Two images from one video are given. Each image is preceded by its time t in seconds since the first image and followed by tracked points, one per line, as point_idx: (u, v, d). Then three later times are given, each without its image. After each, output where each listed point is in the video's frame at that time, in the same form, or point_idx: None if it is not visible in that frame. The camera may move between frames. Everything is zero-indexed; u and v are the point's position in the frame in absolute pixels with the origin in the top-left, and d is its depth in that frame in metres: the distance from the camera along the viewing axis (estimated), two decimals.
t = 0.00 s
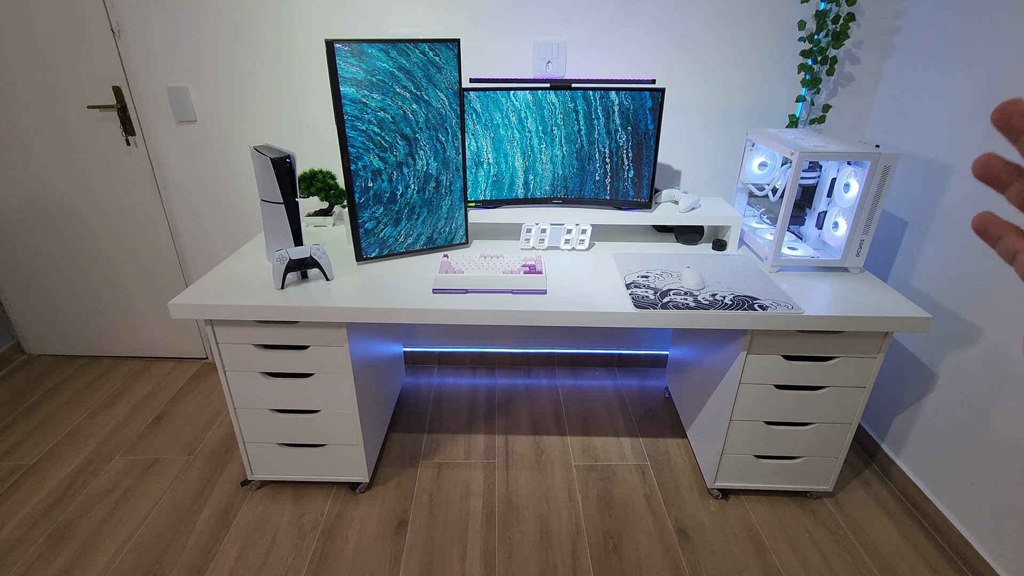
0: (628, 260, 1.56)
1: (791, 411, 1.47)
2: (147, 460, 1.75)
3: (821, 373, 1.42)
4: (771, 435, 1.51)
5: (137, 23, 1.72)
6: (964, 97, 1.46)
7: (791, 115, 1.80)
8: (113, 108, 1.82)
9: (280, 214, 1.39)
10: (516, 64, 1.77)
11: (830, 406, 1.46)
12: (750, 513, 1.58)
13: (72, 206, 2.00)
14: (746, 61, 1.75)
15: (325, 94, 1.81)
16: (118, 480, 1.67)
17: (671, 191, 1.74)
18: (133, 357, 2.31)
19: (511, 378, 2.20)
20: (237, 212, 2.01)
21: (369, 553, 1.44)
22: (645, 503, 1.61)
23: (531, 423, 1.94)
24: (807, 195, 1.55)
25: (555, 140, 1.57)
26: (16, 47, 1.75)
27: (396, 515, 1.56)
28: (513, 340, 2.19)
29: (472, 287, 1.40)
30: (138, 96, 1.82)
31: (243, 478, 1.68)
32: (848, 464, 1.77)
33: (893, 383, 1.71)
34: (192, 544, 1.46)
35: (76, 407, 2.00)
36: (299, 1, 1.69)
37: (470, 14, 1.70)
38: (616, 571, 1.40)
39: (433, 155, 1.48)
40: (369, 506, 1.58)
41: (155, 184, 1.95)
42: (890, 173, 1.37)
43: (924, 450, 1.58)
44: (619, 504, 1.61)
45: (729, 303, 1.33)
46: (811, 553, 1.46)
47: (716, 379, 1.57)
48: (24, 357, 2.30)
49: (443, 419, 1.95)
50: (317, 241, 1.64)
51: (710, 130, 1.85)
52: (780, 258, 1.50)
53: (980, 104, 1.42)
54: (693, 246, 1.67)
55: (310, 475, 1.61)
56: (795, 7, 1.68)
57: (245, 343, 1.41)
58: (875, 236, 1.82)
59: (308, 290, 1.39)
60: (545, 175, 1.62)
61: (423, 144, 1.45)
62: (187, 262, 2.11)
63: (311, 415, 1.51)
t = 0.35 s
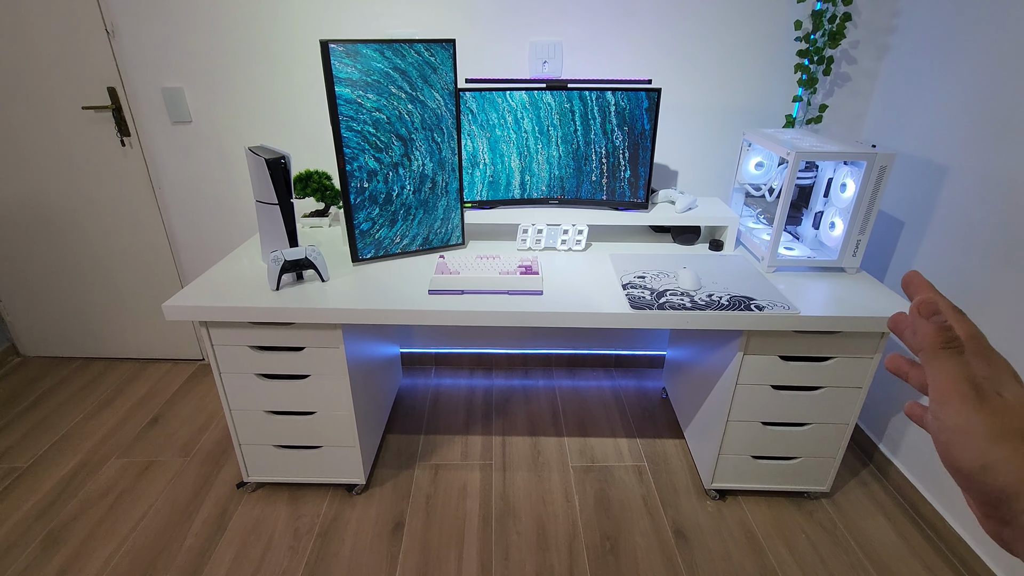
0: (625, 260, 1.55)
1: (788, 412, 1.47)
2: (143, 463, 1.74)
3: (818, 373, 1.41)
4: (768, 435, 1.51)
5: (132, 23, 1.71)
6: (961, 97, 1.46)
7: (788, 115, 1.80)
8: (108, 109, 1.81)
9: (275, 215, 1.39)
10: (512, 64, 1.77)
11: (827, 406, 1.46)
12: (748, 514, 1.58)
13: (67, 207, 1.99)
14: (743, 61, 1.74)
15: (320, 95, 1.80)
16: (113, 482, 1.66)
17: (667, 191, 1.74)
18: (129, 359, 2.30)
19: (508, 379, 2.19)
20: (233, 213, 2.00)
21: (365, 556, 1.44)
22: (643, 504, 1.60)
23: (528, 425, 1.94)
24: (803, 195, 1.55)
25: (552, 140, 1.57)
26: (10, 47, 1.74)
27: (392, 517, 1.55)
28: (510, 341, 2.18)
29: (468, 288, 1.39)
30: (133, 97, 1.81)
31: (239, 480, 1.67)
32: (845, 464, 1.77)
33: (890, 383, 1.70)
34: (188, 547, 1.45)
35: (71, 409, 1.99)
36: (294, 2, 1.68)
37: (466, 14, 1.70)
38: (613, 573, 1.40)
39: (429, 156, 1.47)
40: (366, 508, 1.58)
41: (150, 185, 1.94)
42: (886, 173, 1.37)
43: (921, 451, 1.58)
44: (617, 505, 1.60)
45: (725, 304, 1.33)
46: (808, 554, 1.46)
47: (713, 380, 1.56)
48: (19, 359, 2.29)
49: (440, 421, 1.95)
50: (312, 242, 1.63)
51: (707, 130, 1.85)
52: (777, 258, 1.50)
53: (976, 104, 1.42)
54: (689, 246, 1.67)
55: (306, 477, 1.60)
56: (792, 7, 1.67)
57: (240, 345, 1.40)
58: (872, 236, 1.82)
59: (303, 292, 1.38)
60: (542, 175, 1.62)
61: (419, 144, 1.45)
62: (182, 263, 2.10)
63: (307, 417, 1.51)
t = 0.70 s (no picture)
0: (618, 261, 1.56)
1: (780, 412, 1.47)
2: (138, 464, 1.74)
3: (810, 374, 1.42)
4: (761, 436, 1.51)
5: (125, 25, 1.71)
6: (952, 97, 1.46)
7: (781, 116, 1.80)
8: (102, 111, 1.81)
9: (267, 217, 1.39)
10: (506, 65, 1.77)
11: (819, 406, 1.46)
12: (741, 514, 1.58)
13: (62, 208, 1.99)
14: (736, 62, 1.75)
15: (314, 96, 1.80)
16: (108, 484, 1.66)
17: (661, 192, 1.74)
18: (125, 360, 2.30)
19: (504, 379, 2.20)
20: (227, 215, 2.00)
21: (359, 557, 1.44)
22: (636, 504, 1.61)
23: (523, 425, 1.94)
24: (796, 196, 1.56)
25: (544, 142, 1.57)
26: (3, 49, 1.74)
27: (386, 517, 1.56)
28: (505, 341, 2.18)
29: (460, 289, 1.39)
30: (127, 99, 1.81)
31: (234, 481, 1.67)
32: (838, 464, 1.77)
33: (884, 383, 1.71)
34: (182, 549, 1.46)
35: (67, 410, 1.99)
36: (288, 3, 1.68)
37: (459, 16, 1.70)
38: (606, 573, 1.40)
39: (422, 158, 1.48)
40: (360, 509, 1.58)
41: (145, 187, 1.94)
42: (877, 174, 1.38)
43: (914, 450, 1.59)
44: (611, 505, 1.61)
45: (717, 305, 1.33)
46: (801, 554, 1.46)
47: (706, 380, 1.57)
48: (15, 361, 2.29)
49: (435, 421, 1.95)
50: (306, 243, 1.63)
51: (700, 130, 1.85)
52: (769, 259, 1.50)
53: (968, 105, 1.42)
54: (683, 247, 1.67)
55: (301, 478, 1.61)
56: (785, 8, 1.68)
57: (233, 347, 1.40)
58: (865, 236, 1.82)
59: (296, 294, 1.38)
60: (535, 176, 1.62)
61: (411, 147, 1.45)
62: (178, 264, 2.10)
63: (301, 419, 1.51)
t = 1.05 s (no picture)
0: (613, 255, 1.57)
1: (774, 403, 1.49)
2: (140, 458, 1.76)
3: (803, 365, 1.43)
4: (755, 427, 1.53)
5: (125, 24, 1.73)
6: (945, 91, 1.48)
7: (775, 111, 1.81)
8: (102, 109, 1.83)
9: (266, 212, 1.40)
10: (502, 62, 1.78)
11: (813, 397, 1.48)
12: (736, 505, 1.60)
13: (64, 206, 2.01)
14: (731, 57, 1.76)
15: (312, 94, 1.82)
16: (111, 477, 1.69)
17: (656, 187, 1.75)
18: (127, 356, 2.32)
19: (502, 374, 2.22)
20: (227, 212, 2.02)
21: (358, 547, 1.46)
22: (632, 495, 1.63)
23: (521, 419, 1.96)
24: (789, 189, 1.57)
25: (540, 137, 1.59)
26: (4, 48, 1.76)
27: (385, 509, 1.58)
28: (503, 336, 2.20)
29: (457, 283, 1.41)
30: (127, 97, 1.83)
31: (235, 474, 1.69)
32: (833, 456, 1.79)
33: (877, 375, 1.72)
34: (183, 540, 1.48)
35: (70, 406, 2.02)
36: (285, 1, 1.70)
37: (456, 13, 1.71)
38: (602, 563, 1.42)
39: (418, 153, 1.49)
40: (360, 501, 1.60)
41: (145, 184, 1.96)
42: (869, 167, 1.39)
43: (907, 441, 1.60)
44: (607, 496, 1.63)
45: (711, 297, 1.34)
46: (795, 544, 1.48)
47: (701, 372, 1.58)
48: (18, 357, 2.32)
49: (433, 415, 1.97)
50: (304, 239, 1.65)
51: (696, 126, 1.87)
52: (763, 252, 1.52)
53: (959, 99, 1.43)
54: (678, 241, 1.69)
55: (301, 471, 1.63)
56: (779, 4, 1.69)
57: (233, 341, 1.42)
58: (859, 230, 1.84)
59: (295, 288, 1.40)
60: (531, 171, 1.63)
61: (408, 142, 1.47)
62: (178, 261, 2.12)
63: (301, 411, 1.53)
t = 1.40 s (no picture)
0: (619, 253, 1.59)
1: (779, 398, 1.51)
2: (151, 455, 1.78)
3: (807, 361, 1.45)
4: (760, 422, 1.54)
5: (135, 26, 1.75)
6: (946, 89, 1.49)
7: (778, 109, 1.83)
8: (112, 110, 1.85)
9: (277, 211, 1.42)
10: (507, 62, 1.80)
11: (817, 392, 1.49)
12: (741, 499, 1.62)
13: (74, 207, 2.04)
14: (734, 57, 1.78)
15: (319, 95, 1.84)
16: (123, 474, 1.71)
17: (661, 185, 1.77)
18: (135, 355, 2.34)
19: (508, 372, 2.23)
20: (235, 211, 2.04)
21: (368, 541, 1.48)
22: (638, 490, 1.65)
23: (527, 415, 1.98)
24: (793, 187, 1.59)
25: (546, 136, 1.60)
26: (15, 51, 1.78)
27: (394, 504, 1.59)
28: (508, 334, 2.22)
29: (465, 280, 1.43)
30: (136, 98, 1.85)
31: (245, 471, 1.71)
32: (837, 451, 1.81)
33: (880, 371, 1.74)
34: (196, 535, 1.50)
35: (80, 404, 2.04)
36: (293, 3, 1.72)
37: (461, 14, 1.73)
38: (609, 556, 1.44)
39: (426, 152, 1.51)
40: (369, 496, 1.62)
41: (154, 184, 1.98)
42: (872, 165, 1.41)
43: (910, 436, 1.62)
44: (613, 491, 1.65)
45: (716, 294, 1.36)
46: (799, 537, 1.50)
47: (706, 369, 1.60)
48: (28, 357, 2.34)
49: (440, 413, 1.99)
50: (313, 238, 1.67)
51: (699, 125, 1.88)
52: (767, 249, 1.54)
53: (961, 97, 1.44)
54: (682, 239, 1.70)
55: (311, 467, 1.65)
56: (781, 3, 1.71)
57: (245, 338, 1.44)
58: (861, 227, 1.86)
59: (306, 286, 1.42)
60: (537, 170, 1.65)
61: (416, 142, 1.49)
62: (187, 261, 2.14)
63: (311, 408, 1.55)
